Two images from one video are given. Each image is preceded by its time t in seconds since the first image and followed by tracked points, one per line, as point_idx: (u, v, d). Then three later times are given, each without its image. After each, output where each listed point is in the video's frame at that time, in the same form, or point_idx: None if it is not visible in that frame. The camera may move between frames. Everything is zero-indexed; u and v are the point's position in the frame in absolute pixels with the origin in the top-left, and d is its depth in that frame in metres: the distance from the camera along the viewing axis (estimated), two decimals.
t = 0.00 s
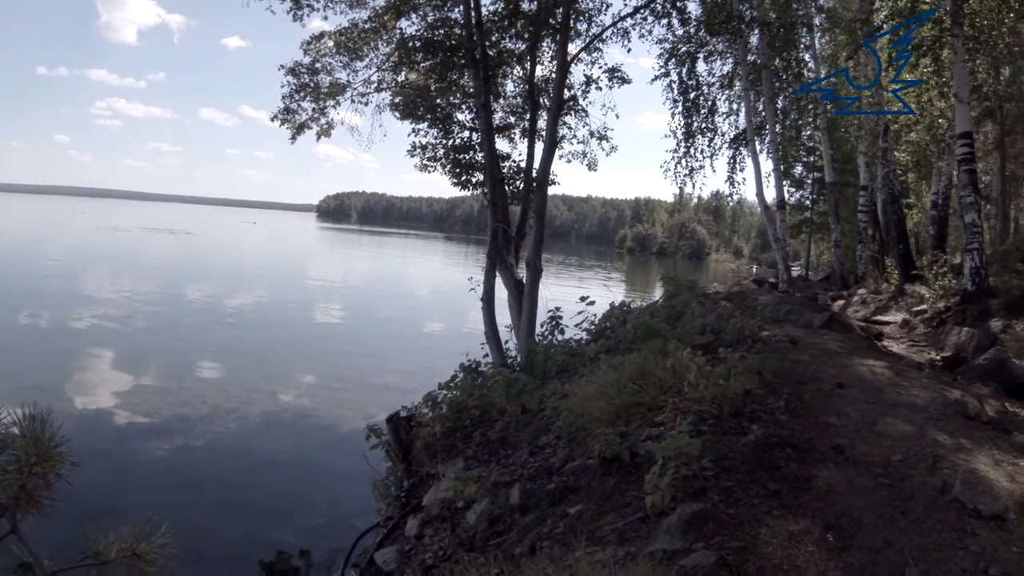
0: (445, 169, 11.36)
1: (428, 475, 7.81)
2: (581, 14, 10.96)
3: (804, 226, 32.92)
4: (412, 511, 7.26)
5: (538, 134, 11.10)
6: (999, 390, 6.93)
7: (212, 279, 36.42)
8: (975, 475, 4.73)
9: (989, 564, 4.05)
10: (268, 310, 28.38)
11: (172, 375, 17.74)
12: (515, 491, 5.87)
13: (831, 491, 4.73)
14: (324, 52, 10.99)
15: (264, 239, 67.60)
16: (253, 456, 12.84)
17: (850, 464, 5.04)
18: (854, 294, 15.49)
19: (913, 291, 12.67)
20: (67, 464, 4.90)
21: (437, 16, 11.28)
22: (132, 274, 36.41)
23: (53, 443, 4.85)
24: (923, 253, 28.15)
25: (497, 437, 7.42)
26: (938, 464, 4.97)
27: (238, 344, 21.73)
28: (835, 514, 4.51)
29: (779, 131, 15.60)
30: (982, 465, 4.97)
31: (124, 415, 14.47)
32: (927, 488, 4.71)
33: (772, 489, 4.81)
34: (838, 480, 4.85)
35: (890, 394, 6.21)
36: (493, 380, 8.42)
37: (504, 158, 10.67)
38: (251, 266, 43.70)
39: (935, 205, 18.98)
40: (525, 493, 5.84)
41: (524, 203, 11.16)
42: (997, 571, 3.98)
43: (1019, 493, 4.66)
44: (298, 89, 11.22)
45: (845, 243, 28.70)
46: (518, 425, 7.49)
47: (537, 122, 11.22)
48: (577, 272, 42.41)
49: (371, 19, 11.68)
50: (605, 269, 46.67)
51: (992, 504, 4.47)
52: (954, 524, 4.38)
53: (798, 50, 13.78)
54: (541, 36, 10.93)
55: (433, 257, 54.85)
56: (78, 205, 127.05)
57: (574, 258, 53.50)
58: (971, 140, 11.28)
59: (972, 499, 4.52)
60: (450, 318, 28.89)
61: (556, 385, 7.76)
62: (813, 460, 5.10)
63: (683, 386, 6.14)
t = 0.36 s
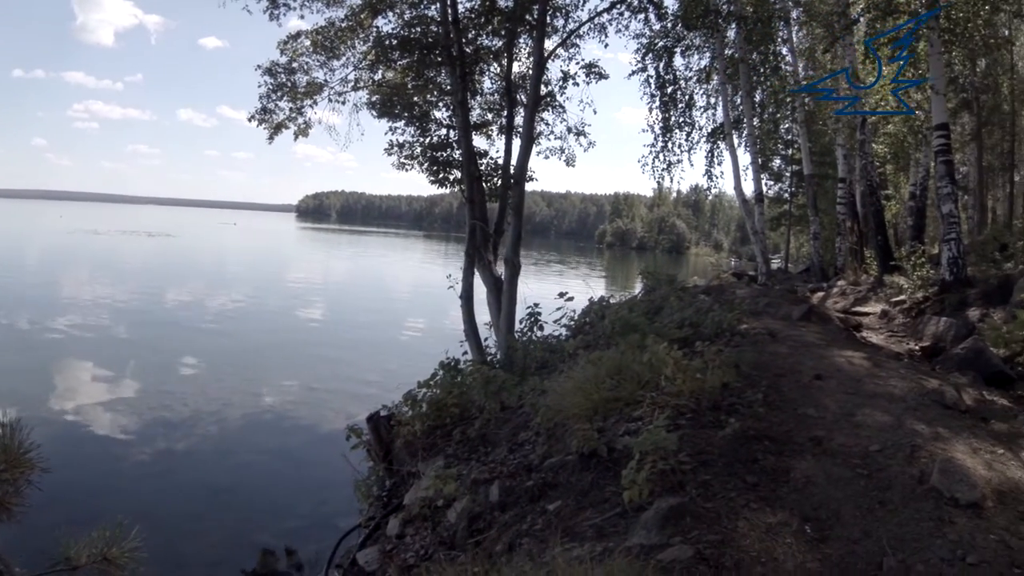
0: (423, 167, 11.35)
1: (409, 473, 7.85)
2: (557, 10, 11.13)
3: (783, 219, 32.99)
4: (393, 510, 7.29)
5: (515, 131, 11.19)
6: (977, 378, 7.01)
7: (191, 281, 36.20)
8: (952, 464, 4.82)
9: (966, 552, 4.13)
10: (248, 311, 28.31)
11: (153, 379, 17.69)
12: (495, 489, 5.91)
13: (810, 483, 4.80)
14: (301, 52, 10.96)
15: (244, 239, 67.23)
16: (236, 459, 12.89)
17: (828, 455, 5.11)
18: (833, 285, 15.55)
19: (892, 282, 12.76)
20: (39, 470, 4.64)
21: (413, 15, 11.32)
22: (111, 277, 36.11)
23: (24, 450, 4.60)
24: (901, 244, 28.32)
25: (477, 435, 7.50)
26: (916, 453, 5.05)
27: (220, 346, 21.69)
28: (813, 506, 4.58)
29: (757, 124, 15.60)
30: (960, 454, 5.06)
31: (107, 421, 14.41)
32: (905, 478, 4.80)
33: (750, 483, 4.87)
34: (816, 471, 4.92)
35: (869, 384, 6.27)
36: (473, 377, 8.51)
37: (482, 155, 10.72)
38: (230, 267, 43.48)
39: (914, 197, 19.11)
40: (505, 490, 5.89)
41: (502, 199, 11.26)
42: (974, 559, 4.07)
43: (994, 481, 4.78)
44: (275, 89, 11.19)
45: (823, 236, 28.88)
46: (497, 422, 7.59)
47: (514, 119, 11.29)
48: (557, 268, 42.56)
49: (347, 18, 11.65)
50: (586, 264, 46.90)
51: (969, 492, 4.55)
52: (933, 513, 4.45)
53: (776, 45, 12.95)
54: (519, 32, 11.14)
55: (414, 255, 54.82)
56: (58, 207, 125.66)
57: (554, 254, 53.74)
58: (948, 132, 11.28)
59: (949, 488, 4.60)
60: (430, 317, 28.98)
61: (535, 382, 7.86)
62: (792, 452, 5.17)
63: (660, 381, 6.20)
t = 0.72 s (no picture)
0: (393, 181, 11.36)
1: (381, 488, 7.86)
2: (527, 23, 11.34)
3: (755, 228, 33.25)
4: (366, 527, 7.29)
5: (485, 144, 11.28)
6: (948, 383, 7.11)
7: (164, 297, 35.89)
8: (922, 470, 4.91)
9: (937, 558, 4.21)
10: (222, 326, 28.16)
11: (127, 396, 17.56)
12: (466, 504, 5.93)
13: (781, 493, 4.85)
14: (271, 65, 10.95)
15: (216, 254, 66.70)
16: (212, 476, 12.87)
17: (799, 464, 5.17)
18: (806, 293, 15.60)
19: (863, 289, 12.88)
20: None
21: (384, 28, 11.37)
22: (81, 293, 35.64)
23: None
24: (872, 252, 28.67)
25: (448, 449, 7.54)
26: (887, 461, 5.13)
27: (193, 362, 21.57)
28: (784, 516, 4.63)
29: (727, 135, 15.72)
30: (931, 460, 5.16)
31: (82, 440, 14.29)
32: (876, 485, 4.87)
33: (720, 494, 4.90)
34: (787, 481, 4.97)
35: (839, 392, 6.34)
36: (444, 392, 8.56)
37: (453, 168, 10.84)
38: (203, 282, 43.21)
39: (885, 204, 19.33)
40: (476, 505, 5.91)
41: (472, 212, 11.37)
42: (945, 565, 4.15)
43: (965, 486, 4.89)
44: (246, 103, 11.16)
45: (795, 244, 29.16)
46: (468, 437, 7.65)
47: (484, 131, 11.38)
48: (532, 280, 42.75)
49: (317, 31, 11.64)
50: (560, 275, 47.22)
51: (940, 498, 4.64)
52: (904, 520, 4.52)
53: (745, 56, 14.72)
54: (490, 46, 11.39)
55: (388, 268, 54.88)
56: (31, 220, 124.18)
57: (528, 267, 54.01)
58: (916, 140, 11.38)
59: (920, 494, 4.69)
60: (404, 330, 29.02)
61: (506, 396, 7.91)
62: (762, 462, 5.22)
63: (629, 394, 6.25)
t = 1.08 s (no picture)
0: (369, 187, 11.35)
1: (359, 496, 7.85)
2: (502, 28, 11.35)
3: (732, 231, 33.41)
4: (344, 535, 7.28)
5: (461, 149, 11.29)
6: (926, 383, 7.16)
7: (141, 305, 35.61)
8: (900, 470, 4.95)
9: (916, 557, 4.24)
10: (200, 334, 27.99)
11: (105, 406, 17.42)
12: (444, 511, 5.93)
13: (759, 495, 4.88)
14: (247, 72, 10.91)
15: (193, 262, 66.24)
16: (192, 485, 12.80)
17: (778, 467, 5.20)
18: (783, 295, 15.63)
19: (840, 290, 12.98)
20: None
21: (359, 34, 11.35)
22: (57, 303, 35.27)
23: None
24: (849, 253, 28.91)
25: (426, 456, 7.55)
26: (865, 461, 5.17)
27: (172, 370, 21.42)
28: (762, 519, 4.65)
29: (703, 138, 15.80)
30: (910, 459, 5.20)
31: (61, 451, 14.14)
32: (854, 486, 4.91)
33: (697, 497, 4.92)
34: (765, 484, 5.00)
35: (817, 393, 6.38)
36: (421, 400, 8.56)
37: (429, 174, 10.85)
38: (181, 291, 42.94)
39: (861, 206, 19.49)
40: (454, 512, 5.91)
41: (449, 218, 11.38)
42: (925, 564, 4.18)
43: (944, 485, 4.93)
44: (221, 109, 11.12)
45: (772, 246, 29.36)
46: (446, 443, 7.66)
47: (459, 137, 11.39)
48: (511, 285, 42.84)
49: (293, 38, 11.62)
50: (540, 280, 47.36)
51: (918, 498, 4.68)
52: (883, 520, 4.56)
53: (719, 60, 14.77)
54: (465, 51, 11.41)
55: (368, 275, 54.80)
56: (5, 228, 122.76)
57: (507, 272, 54.11)
58: (891, 141, 11.49)
59: (899, 494, 4.73)
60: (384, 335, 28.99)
61: (483, 402, 7.93)
62: (741, 465, 5.25)
63: (605, 399, 6.27)
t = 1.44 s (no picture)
0: (353, 193, 11.34)
1: (344, 502, 7.84)
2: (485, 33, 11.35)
3: (716, 236, 33.56)
4: (330, 541, 7.27)
5: (444, 154, 11.29)
6: (909, 386, 7.20)
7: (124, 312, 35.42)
8: (884, 473, 4.98)
9: (901, 559, 4.26)
10: (184, 341, 27.89)
11: (90, 412, 17.32)
12: (429, 517, 5.93)
13: (743, 500, 4.90)
14: (230, 77, 10.87)
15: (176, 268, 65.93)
16: (178, 492, 12.74)
17: (762, 471, 5.22)
18: (767, 299, 15.69)
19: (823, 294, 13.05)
20: None
21: (342, 39, 11.33)
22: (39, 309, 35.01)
23: None
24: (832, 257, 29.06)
25: (411, 462, 7.55)
26: (848, 464, 5.20)
27: (156, 377, 21.32)
28: (746, 523, 4.66)
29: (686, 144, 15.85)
30: (893, 462, 5.23)
31: (45, 458, 14.03)
32: (838, 489, 4.93)
33: (682, 502, 4.94)
34: (750, 488, 5.02)
35: (801, 397, 6.41)
36: (405, 406, 8.55)
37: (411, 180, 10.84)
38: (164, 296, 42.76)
39: (844, 210, 19.61)
40: (439, 518, 5.92)
41: (432, 223, 11.38)
42: (909, 566, 4.20)
43: (927, 486, 4.96)
44: (204, 115, 11.08)
45: (756, 251, 29.50)
46: (430, 449, 7.67)
47: (443, 142, 11.39)
48: (495, 290, 42.91)
49: (276, 43, 11.59)
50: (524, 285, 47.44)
51: (902, 500, 4.71)
52: (868, 523, 4.58)
53: (702, 64, 14.80)
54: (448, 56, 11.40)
55: (353, 280, 54.72)
56: None
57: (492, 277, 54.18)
58: (872, 146, 11.57)
59: (882, 497, 4.75)
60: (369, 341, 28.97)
61: (467, 408, 7.93)
62: (725, 469, 5.27)
63: (589, 404, 6.28)
